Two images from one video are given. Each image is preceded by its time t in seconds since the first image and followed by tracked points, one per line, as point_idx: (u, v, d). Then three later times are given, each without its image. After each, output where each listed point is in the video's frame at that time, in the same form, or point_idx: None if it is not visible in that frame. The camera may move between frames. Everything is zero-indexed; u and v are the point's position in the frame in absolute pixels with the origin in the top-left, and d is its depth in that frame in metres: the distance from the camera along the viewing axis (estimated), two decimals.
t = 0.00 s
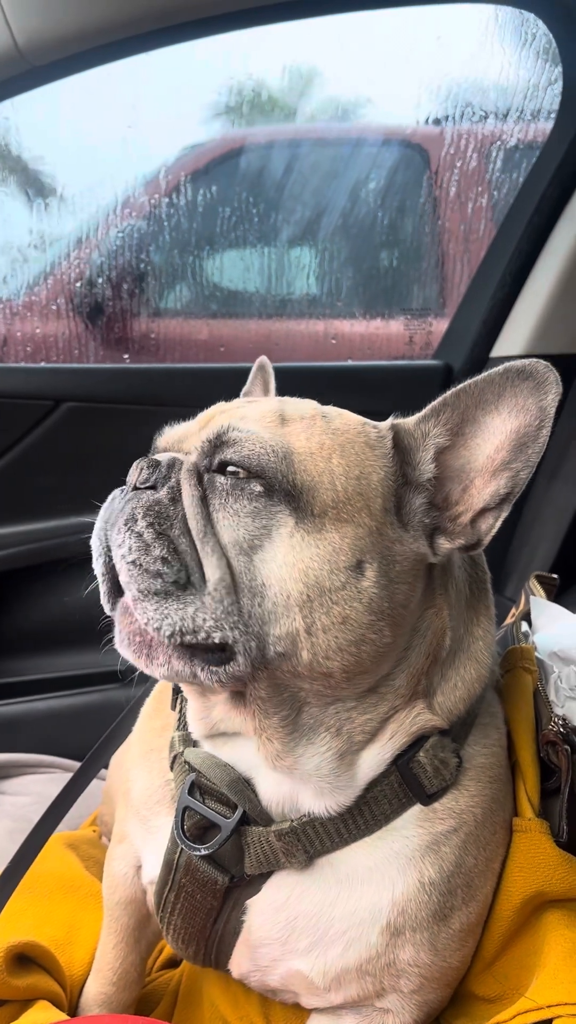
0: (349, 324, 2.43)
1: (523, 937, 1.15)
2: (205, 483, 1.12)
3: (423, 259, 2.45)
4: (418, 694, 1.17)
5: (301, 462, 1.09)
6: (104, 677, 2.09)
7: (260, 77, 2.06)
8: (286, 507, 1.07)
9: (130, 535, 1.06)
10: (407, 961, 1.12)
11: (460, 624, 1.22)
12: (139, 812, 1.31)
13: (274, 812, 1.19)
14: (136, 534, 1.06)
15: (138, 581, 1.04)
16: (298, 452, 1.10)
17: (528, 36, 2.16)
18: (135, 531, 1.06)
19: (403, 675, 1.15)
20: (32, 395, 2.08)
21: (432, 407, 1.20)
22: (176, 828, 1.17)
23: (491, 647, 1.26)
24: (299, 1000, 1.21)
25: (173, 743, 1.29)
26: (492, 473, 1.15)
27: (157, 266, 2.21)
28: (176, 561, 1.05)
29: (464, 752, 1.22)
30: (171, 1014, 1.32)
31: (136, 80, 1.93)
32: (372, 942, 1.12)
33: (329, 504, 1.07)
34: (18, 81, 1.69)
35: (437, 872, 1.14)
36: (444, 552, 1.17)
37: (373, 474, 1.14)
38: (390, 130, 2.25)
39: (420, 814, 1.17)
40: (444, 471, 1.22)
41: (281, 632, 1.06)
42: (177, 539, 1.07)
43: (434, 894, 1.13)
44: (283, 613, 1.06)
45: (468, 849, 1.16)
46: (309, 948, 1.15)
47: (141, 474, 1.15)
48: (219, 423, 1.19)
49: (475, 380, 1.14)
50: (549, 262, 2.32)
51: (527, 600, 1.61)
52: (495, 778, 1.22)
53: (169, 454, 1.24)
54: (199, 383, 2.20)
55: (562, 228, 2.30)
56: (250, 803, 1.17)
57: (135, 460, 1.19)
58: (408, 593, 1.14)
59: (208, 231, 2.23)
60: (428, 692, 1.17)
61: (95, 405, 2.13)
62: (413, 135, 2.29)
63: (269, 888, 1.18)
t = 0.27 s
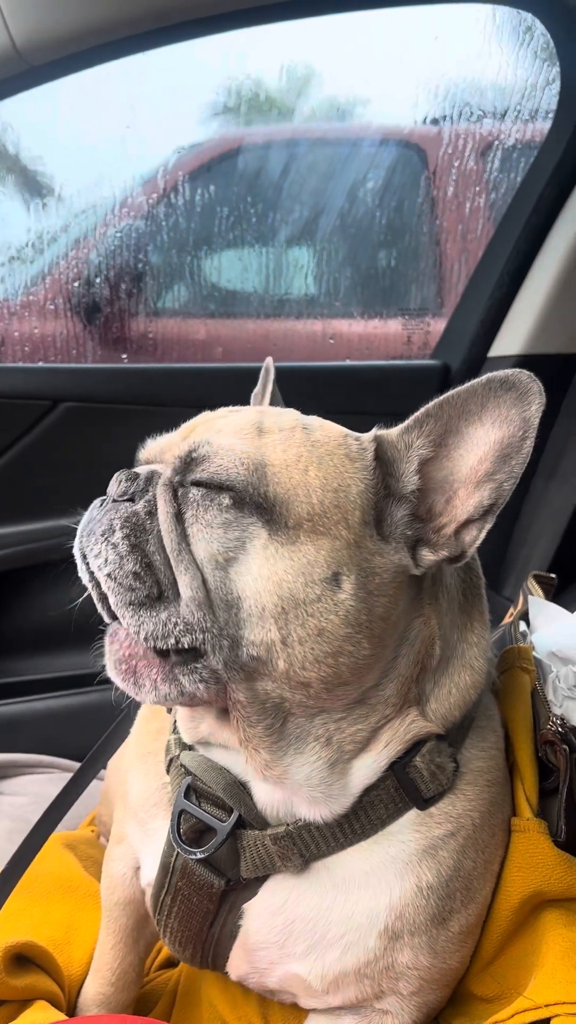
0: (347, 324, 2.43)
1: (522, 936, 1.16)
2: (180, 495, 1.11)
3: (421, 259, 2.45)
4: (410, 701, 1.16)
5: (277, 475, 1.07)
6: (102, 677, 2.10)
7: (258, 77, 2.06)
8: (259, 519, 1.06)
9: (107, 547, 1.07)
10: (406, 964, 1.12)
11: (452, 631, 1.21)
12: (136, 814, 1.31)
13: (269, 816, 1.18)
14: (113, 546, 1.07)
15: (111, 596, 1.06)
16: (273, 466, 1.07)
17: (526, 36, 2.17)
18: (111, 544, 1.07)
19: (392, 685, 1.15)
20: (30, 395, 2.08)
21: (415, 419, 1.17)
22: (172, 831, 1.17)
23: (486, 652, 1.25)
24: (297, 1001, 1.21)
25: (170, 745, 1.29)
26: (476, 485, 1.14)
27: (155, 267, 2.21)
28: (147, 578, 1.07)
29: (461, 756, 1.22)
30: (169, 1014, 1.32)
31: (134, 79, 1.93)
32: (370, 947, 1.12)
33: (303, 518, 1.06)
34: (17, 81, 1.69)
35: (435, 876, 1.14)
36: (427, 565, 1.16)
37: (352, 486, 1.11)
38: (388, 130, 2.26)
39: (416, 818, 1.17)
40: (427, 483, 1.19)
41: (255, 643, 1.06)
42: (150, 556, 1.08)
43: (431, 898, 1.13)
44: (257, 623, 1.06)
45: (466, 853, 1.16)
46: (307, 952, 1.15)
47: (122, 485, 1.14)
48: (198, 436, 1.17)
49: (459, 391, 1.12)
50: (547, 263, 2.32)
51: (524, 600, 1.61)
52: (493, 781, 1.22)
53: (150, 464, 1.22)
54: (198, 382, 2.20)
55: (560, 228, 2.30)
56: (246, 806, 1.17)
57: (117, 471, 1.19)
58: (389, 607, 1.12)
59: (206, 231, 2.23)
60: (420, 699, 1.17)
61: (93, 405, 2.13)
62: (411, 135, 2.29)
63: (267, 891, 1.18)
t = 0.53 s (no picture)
0: (345, 325, 2.43)
1: (521, 936, 1.16)
2: (148, 514, 1.12)
3: (420, 259, 2.45)
4: (398, 712, 1.14)
5: (242, 494, 1.05)
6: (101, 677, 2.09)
7: (256, 77, 2.06)
8: (227, 540, 1.05)
9: (80, 566, 1.13)
10: (406, 969, 1.13)
11: (441, 638, 1.18)
12: (135, 819, 1.30)
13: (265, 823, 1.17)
14: (86, 565, 1.13)
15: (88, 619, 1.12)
16: (240, 485, 1.06)
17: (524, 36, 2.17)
18: (84, 563, 1.13)
19: (382, 694, 1.13)
20: (28, 395, 2.08)
21: (384, 427, 1.13)
22: (167, 836, 1.17)
23: (479, 659, 1.22)
24: (296, 1003, 1.21)
25: (166, 753, 1.30)
26: (449, 493, 1.10)
27: (153, 267, 2.21)
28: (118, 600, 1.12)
29: (459, 762, 1.21)
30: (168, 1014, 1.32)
31: (132, 79, 1.93)
32: (369, 952, 1.12)
33: (271, 534, 1.04)
34: (15, 81, 1.69)
35: (433, 882, 1.14)
36: (402, 575, 1.12)
37: (321, 501, 1.08)
38: (386, 130, 2.26)
39: (412, 825, 1.16)
40: (401, 492, 1.15)
41: (229, 663, 1.06)
42: (120, 578, 1.12)
43: (431, 904, 1.13)
44: (229, 644, 1.05)
45: (466, 857, 1.16)
46: (304, 959, 1.15)
47: (98, 504, 1.19)
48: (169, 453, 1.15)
49: (427, 396, 1.07)
50: (545, 265, 2.32)
51: (523, 600, 1.60)
52: (490, 786, 1.22)
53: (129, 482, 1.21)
54: (196, 382, 2.20)
55: (558, 230, 2.30)
56: (241, 812, 1.17)
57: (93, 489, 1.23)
58: (363, 621, 1.09)
59: (204, 231, 2.23)
60: (411, 707, 1.15)
61: (92, 405, 2.13)
62: (410, 135, 2.29)
63: (266, 894, 1.18)
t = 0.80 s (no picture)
0: (344, 325, 2.43)
1: (519, 937, 1.16)
2: (120, 522, 1.12)
3: (419, 258, 2.45)
4: (384, 716, 1.14)
5: (212, 506, 1.05)
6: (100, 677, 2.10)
7: (255, 76, 2.06)
8: (196, 550, 1.06)
9: (58, 570, 1.15)
10: (403, 971, 1.13)
11: (428, 643, 1.18)
12: (132, 820, 1.31)
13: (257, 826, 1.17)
14: (64, 570, 1.15)
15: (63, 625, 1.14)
16: (211, 495, 1.06)
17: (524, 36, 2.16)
18: (62, 567, 1.15)
19: (365, 699, 1.12)
20: (27, 396, 2.08)
21: (358, 434, 1.11)
22: (160, 840, 1.18)
23: (468, 664, 1.21)
24: (293, 1003, 1.21)
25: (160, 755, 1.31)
26: (427, 495, 1.08)
27: (152, 267, 2.21)
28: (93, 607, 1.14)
29: (452, 765, 1.21)
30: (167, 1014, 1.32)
31: (131, 79, 1.93)
32: (365, 956, 1.13)
33: (241, 544, 1.04)
34: (13, 81, 1.69)
35: (428, 886, 1.14)
36: (380, 578, 1.11)
37: (295, 508, 1.08)
38: (385, 130, 2.25)
39: (405, 829, 1.16)
40: (380, 496, 1.14)
41: (204, 671, 1.08)
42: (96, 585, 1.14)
43: (426, 907, 1.13)
44: (205, 651, 1.06)
45: (461, 860, 1.16)
46: (300, 961, 1.15)
47: (81, 511, 1.20)
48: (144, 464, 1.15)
49: (401, 398, 1.06)
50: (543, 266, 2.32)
51: (521, 600, 1.60)
52: (484, 789, 1.21)
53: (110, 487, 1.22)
54: (195, 382, 2.20)
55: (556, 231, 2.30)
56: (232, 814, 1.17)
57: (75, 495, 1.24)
58: (341, 624, 1.08)
59: (203, 231, 2.23)
60: (397, 713, 1.14)
61: (90, 405, 2.13)
62: (409, 134, 2.29)
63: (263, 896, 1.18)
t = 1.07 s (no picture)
0: (344, 324, 2.43)
1: (520, 937, 1.16)
2: (109, 535, 1.11)
3: (419, 258, 2.45)
4: (380, 721, 1.14)
5: (201, 515, 1.05)
6: (101, 676, 2.10)
7: (255, 76, 2.06)
8: (188, 554, 1.05)
9: (51, 588, 1.15)
10: (403, 972, 1.13)
11: (421, 647, 1.17)
12: (132, 820, 1.31)
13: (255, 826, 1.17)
14: (56, 588, 1.15)
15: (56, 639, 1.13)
16: (202, 507, 1.05)
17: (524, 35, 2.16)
18: (55, 585, 1.15)
19: (364, 703, 1.12)
20: (27, 395, 2.08)
21: (337, 430, 1.12)
22: (158, 844, 1.18)
23: (464, 668, 1.21)
24: (294, 1002, 1.21)
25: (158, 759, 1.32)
26: (415, 480, 1.10)
27: (153, 267, 2.21)
28: (86, 615, 1.12)
29: (451, 768, 1.21)
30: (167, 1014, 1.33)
31: (130, 79, 1.92)
32: (365, 957, 1.13)
33: (231, 549, 1.04)
34: (13, 81, 1.69)
35: (427, 888, 1.14)
36: (382, 569, 1.12)
37: (289, 512, 1.08)
38: (385, 129, 2.25)
39: (403, 833, 1.16)
40: (367, 489, 1.14)
41: (210, 675, 1.06)
42: (88, 595, 1.13)
43: (425, 909, 1.13)
44: (208, 653, 1.05)
45: (461, 861, 1.16)
46: (300, 962, 1.15)
47: (71, 528, 1.19)
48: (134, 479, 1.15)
49: (373, 388, 1.08)
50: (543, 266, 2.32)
51: (522, 600, 1.60)
52: (483, 791, 1.21)
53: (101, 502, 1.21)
54: (196, 382, 2.20)
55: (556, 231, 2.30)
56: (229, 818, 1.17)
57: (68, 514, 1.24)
58: (341, 618, 1.09)
59: (204, 231, 2.22)
60: (391, 719, 1.15)
61: (90, 405, 2.13)
62: (409, 134, 2.29)
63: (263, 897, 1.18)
